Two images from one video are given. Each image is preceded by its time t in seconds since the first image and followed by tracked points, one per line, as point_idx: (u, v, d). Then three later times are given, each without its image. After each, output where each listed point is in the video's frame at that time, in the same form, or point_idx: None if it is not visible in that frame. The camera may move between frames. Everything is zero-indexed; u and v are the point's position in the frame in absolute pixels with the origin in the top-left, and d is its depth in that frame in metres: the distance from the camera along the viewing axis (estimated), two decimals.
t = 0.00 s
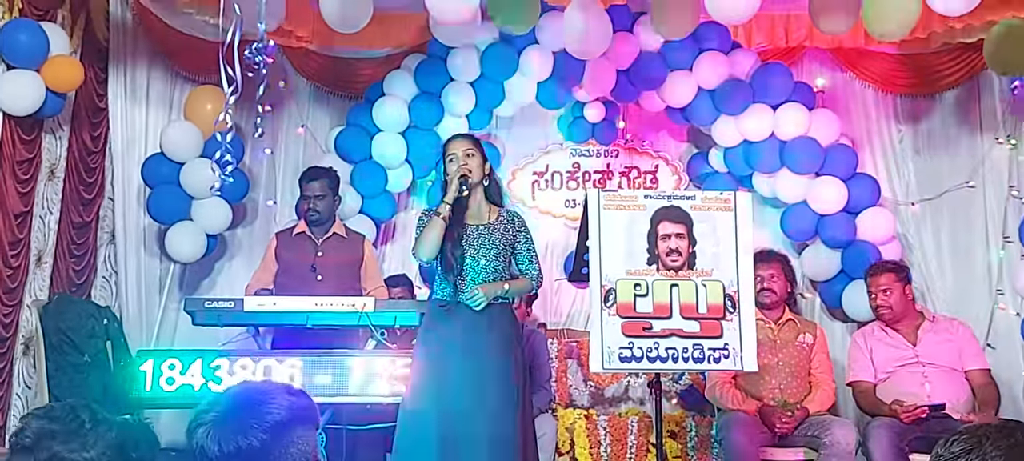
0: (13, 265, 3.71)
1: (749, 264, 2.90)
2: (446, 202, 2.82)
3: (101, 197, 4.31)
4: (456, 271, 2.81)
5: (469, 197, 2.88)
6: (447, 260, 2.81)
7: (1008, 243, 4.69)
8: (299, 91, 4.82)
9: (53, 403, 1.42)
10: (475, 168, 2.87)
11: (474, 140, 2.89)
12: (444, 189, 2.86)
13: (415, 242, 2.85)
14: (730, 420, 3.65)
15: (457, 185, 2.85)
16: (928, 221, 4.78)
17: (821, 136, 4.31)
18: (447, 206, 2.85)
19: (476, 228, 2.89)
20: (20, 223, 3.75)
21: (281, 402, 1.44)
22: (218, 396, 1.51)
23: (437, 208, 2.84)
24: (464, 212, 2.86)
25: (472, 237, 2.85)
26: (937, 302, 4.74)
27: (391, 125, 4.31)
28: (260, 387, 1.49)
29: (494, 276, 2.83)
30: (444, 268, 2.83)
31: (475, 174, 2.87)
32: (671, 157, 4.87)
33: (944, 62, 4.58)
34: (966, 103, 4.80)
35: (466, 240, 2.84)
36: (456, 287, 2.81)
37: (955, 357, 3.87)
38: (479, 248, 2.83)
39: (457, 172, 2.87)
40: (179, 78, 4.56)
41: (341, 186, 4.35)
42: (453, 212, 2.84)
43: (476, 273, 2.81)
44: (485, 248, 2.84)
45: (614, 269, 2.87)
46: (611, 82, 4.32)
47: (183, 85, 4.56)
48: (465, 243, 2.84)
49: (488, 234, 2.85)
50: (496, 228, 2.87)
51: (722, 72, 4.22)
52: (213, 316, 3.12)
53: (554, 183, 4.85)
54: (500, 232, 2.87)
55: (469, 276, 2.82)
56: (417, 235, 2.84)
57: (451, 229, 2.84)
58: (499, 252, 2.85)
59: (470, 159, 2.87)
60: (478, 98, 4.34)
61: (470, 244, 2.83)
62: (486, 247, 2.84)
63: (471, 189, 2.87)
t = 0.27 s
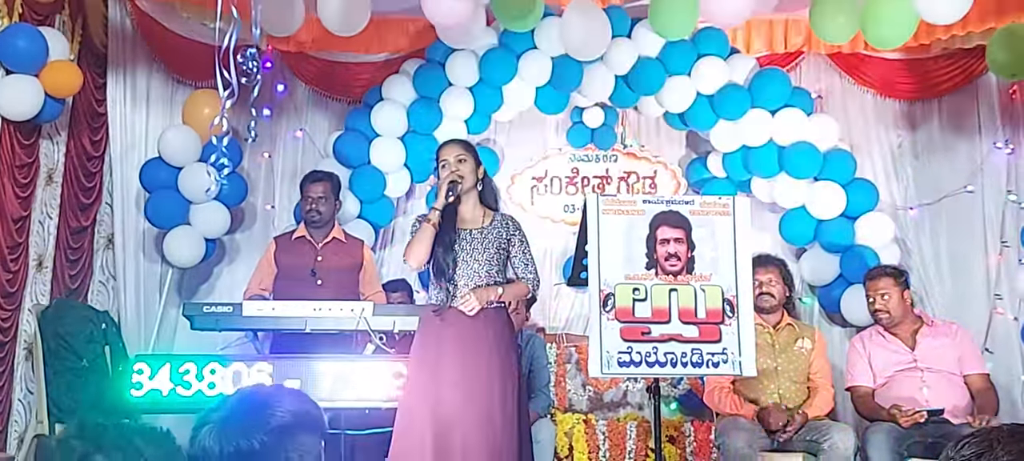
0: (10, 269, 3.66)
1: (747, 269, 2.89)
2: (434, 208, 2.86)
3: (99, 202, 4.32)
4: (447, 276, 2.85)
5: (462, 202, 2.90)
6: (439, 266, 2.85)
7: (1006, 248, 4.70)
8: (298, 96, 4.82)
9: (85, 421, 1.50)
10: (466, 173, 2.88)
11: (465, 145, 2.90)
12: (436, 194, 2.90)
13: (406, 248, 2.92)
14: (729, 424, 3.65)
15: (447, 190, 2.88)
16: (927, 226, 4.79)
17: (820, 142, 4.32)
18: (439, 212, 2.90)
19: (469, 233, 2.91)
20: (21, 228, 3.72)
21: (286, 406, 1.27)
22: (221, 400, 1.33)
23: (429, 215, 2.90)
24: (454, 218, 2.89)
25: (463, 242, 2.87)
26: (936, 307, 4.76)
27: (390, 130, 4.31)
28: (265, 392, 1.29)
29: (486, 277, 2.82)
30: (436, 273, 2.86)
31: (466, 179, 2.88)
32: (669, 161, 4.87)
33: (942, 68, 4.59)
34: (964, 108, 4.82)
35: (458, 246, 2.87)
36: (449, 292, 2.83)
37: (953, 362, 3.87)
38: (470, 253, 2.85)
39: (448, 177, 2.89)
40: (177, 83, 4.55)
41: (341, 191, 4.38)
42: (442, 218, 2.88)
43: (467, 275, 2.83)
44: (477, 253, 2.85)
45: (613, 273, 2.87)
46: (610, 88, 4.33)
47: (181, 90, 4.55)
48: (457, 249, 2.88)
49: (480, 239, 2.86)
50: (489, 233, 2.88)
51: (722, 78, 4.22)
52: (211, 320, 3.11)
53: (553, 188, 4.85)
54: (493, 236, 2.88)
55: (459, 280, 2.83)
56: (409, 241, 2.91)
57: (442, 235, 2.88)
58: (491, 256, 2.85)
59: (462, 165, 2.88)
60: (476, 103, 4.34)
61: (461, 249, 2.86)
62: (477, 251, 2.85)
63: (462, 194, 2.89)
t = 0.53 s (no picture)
0: (13, 280, 3.65)
1: (746, 281, 2.90)
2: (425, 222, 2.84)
3: (99, 213, 4.30)
4: (439, 290, 2.86)
5: (458, 214, 2.90)
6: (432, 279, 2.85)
7: (1005, 260, 4.69)
8: (298, 108, 4.83)
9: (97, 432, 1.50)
10: (460, 185, 2.88)
11: (462, 157, 2.90)
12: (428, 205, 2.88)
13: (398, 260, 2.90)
14: (728, 437, 3.64)
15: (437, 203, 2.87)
16: (926, 238, 4.79)
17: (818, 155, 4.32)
18: (430, 225, 2.89)
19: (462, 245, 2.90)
20: (22, 239, 3.70)
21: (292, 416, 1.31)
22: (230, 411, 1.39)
23: (419, 228, 2.88)
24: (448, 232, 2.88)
25: (456, 255, 2.86)
26: (935, 320, 4.75)
27: (390, 142, 4.32)
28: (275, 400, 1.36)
29: (481, 292, 2.82)
30: (429, 286, 2.87)
31: (459, 193, 2.87)
32: (668, 173, 4.89)
33: (939, 81, 4.60)
34: (962, 122, 4.84)
35: (450, 260, 2.86)
36: (441, 306, 2.84)
37: (952, 375, 3.87)
38: (463, 266, 2.84)
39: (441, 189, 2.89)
40: (178, 94, 4.59)
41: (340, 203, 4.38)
42: (434, 232, 2.87)
43: (459, 289, 2.83)
44: (469, 267, 2.84)
45: (612, 285, 2.87)
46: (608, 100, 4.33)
47: (182, 103, 4.59)
48: (449, 262, 2.86)
49: (473, 252, 2.85)
50: (482, 246, 2.87)
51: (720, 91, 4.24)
52: (209, 332, 3.11)
53: (552, 199, 4.86)
54: (486, 249, 2.86)
55: (452, 295, 2.83)
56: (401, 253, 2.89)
57: (435, 248, 2.87)
58: (483, 270, 2.84)
59: (456, 178, 2.88)
60: (476, 115, 4.35)
61: (454, 263, 2.85)
62: (470, 265, 2.84)
63: (454, 207, 2.88)
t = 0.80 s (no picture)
0: (8, 285, 3.71)
1: (741, 286, 2.90)
2: (417, 225, 2.86)
3: (94, 217, 4.27)
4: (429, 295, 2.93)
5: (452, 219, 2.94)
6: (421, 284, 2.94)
7: (1001, 264, 4.72)
8: (293, 112, 4.83)
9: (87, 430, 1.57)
10: (454, 190, 2.93)
11: (456, 163, 2.94)
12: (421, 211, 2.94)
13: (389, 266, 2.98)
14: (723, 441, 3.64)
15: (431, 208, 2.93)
16: (921, 242, 4.79)
17: (813, 159, 4.33)
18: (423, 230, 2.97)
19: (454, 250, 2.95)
20: (15, 244, 3.75)
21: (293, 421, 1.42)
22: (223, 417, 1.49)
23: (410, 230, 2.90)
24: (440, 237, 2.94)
25: (447, 258, 2.90)
26: (930, 324, 4.75)
27: (386, 147, 4.32)
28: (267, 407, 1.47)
29: (475, 295, 2.85)
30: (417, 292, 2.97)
31: (453, 198, 2.93)
32: (664, 178, 4.89)
33: (934, 85, 4.60)
34: (956, 126, 4.84)
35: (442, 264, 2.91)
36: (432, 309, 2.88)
37: (946, 379, 3.87)
38: (454, 270, 2.87)
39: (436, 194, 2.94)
40: (174, 97, 4.57)
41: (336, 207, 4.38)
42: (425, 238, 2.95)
43: (452, 291, 2.85)
44: (461, 270, 2.88)
45: (608, 289, 2.87)
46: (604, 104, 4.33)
47: (178, 106, 4.57)
48: (441, 265, 2.90)
49: (465, 255, 2.89)
50: (474, 249, 2.91)
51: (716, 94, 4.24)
52: (204, 336, 3.10)
53: (548, 204, 4.86)
54: (479, 253, 2.90)
55: (444, 298, 2.86)
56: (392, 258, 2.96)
57: (425, 254, 2.95)
58: (476, 274, 2.87)
59: (451, 182, 2.93)
60: (471, 119, 4.35)
61: (445, 266, 2.88)
62: (461, 269, 2.88)
63: (447, 213, 2.95)
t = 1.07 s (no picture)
0: None
1: (732, 294, 2.92)
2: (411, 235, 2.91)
3: (88, 224, 4.29)
4: (421, 300, 2.91)
5: (443, 227, 2.94)
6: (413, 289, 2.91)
7: (989, 274, 4.75)
8: (286, 120, 4.84)
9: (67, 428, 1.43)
10: (449, 200, 2.93)
11: (452, 172, 2.94)
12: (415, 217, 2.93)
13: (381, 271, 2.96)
14: (714, 449, 3.66)
15: (424, 215, 2.92)
16: (910, 253, 4.83)
17: (804, 168, 4.33)
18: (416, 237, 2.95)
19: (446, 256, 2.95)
20: (10, 250, 3.64)
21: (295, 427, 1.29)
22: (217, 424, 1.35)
23: (405, 240, 2.94)
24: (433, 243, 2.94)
25: (441, 265, 2.91)
26: (919, 333, 4.78)
27: (379, 155, 4.33)
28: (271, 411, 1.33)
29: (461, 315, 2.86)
30: (409, 297, 2.94)
31: (447, 206, 2.92)
32: (655, 187, 4.92)
33: (926, 96, 4.63)
34: (945, 137, 4.88)
35: (434, 270, 2.91)
36: (423, 316, 2.90)
37: (935, 388, 3.90)
38: (448, 276, 2.89)
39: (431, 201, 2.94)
40: (166, 105, 4.59)
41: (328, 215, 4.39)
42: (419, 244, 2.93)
43: (440, 305, 2.87)
44: (455, 277, 2.89)
45: (599, 297, 2.89)
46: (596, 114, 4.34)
47: (170, 115, 4.60)
48: (434, 271, 2.91)
49: (458, 262, 2.90)
50: (466, 257, 2.91)
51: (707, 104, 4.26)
52: (196, 343, 3.12)
53: (540, 212, 4.88)
54: (472, 260, 2.91)
55: (432, 306, 2.89)
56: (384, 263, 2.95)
57: (419, 259, 2.93)
58: (469, 282, 2.89)
59: (447, 191, 2.94)
60: (464, 127, 4.37)
61: (439, 272, 2.89)
62: (454, 276, 2.89)
63: (442, 221, 2.93)
